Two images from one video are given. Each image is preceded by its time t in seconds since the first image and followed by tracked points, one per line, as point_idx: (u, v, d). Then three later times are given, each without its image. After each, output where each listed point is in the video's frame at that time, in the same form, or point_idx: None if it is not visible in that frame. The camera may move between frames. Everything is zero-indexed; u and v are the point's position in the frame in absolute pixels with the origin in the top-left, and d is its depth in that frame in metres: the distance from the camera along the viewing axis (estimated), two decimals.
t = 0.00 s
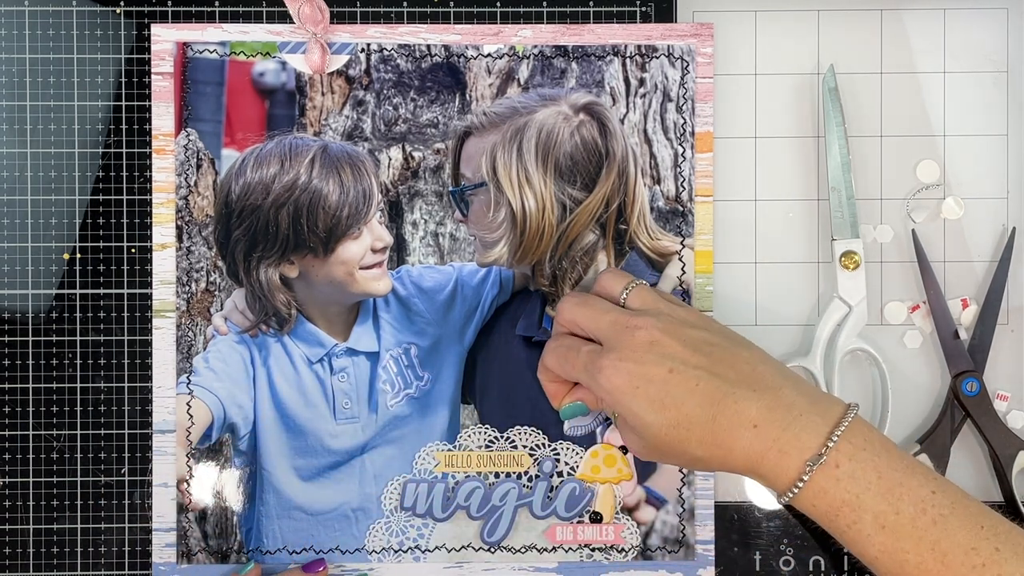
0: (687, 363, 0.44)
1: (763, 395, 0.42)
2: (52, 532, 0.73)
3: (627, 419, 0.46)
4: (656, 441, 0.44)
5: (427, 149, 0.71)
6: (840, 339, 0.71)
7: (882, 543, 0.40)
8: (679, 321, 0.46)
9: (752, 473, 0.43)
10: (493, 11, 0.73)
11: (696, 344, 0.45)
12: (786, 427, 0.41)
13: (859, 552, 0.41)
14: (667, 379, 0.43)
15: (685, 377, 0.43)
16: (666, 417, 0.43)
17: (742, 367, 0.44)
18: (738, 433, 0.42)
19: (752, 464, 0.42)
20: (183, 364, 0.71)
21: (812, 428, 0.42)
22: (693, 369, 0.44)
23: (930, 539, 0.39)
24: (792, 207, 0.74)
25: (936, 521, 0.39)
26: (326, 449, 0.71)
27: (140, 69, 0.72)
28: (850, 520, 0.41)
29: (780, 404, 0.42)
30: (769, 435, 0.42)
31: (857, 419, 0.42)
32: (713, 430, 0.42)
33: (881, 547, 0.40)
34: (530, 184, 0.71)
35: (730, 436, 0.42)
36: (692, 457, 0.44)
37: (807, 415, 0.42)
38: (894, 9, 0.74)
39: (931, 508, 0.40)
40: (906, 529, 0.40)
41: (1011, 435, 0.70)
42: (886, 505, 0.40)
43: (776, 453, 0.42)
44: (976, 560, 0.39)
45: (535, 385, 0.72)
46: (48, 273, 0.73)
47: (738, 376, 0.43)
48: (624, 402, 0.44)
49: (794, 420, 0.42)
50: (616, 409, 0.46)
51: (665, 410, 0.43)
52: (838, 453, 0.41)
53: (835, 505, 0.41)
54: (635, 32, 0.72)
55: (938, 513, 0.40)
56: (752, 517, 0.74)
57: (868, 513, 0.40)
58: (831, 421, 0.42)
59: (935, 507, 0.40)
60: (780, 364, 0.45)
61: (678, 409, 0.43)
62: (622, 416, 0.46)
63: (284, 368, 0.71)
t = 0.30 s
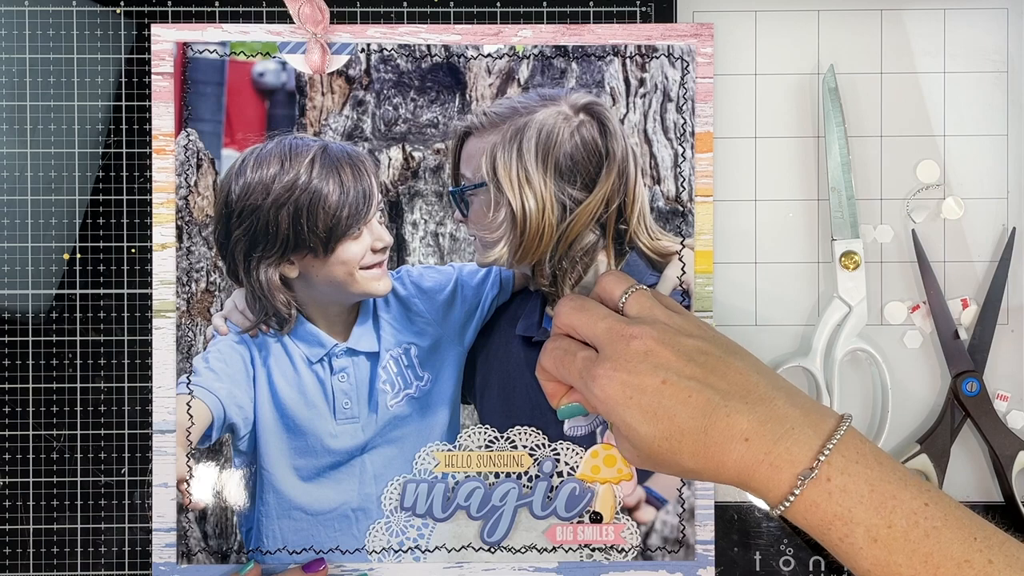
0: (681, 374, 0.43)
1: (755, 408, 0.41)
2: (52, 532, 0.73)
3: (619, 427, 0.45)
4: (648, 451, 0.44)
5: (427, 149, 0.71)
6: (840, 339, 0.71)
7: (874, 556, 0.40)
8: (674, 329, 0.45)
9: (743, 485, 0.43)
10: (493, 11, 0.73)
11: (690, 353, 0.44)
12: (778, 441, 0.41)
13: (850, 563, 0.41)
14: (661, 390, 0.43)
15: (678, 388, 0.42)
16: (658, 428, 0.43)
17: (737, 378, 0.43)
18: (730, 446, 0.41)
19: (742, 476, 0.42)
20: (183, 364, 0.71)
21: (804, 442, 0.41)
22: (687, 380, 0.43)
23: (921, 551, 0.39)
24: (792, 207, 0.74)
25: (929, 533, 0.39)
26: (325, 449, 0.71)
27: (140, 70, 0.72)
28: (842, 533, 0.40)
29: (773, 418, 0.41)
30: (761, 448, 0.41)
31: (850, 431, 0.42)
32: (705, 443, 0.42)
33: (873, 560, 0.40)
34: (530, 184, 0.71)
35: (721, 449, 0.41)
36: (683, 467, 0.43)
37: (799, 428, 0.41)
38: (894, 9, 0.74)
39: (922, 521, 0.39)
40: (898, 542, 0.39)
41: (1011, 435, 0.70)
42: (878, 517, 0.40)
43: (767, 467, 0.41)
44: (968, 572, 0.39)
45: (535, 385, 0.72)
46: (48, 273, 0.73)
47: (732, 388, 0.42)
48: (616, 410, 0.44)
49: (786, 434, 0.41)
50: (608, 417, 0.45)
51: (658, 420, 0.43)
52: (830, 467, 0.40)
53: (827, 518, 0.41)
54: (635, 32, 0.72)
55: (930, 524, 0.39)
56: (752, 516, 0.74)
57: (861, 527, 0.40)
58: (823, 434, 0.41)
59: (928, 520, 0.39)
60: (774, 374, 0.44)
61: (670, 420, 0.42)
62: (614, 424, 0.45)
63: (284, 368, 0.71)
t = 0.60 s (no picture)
0: (675, 382, 0.43)
1: (748, 419, 0.41)
2: (52, 532, 0.73)
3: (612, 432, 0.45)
4: (641, 457, 0.44)
5: (427, 149, 0.71)
6: (840, 339, 0.71)
7: (864, 569, 0.40)
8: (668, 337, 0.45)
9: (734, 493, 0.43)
10: (493, 11, 0.73)
11: (683, 361, 0.44)
12: (769, 452, 0.41)
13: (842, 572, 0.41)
14: (653, 398, 0.42)
15: (671, 397, 0.42)
16: (651, 435, 0.43)
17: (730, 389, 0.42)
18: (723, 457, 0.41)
19: (734, 486, 0.42)
20: (183, 365, 0.71)
21: (796, 454, 0.41)
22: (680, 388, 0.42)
23: (912, 565, 0.39)
24: (792, 207, 0.74)
25: (920, 547, 0.39)
26: (325, 449, 0.71)
27: (140, 70, 0.72)
28: (833, 545, 0.40)
29: (764, 429, 0.41)
30: (752, 459, 0.41)
31: (842, 442, 0.41)
32: (696, 452, 0.42)
33: (863, 572, 0.40)
34: (530, 184, 0.71)
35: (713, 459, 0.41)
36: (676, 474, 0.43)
37: (791, 439, 0.41)
38: (894, 9, 0.74)
39: (914, 534, 0.39)
40: (888, 556, 0.39)
41: (1011, 435, 0.70)
42: (869, 531, 0.40)
43: (758, 477, 0.41)
44: None
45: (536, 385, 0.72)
46: (49, 273, 0.73)
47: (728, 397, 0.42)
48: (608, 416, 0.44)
49: (778, 445, 0.41)
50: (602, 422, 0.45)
51: (650, 428, 0.43)
52: (822, 480, 0.40)
53: (818, 530, 0.41)
54: (635, 32, 0.72)
55: (921, 538, 0.39)
56: (752, 516, 0.74)
57: (850, 540, 0.40)
58: (815, 446, 0.41)
59: (919, 533, 0.39)
60: (768, 383, 0.44)
61: (663, 428, 0.42)
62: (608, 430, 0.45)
63: (284, 368, 0.71)
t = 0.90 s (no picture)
0: (740, 360, 0.43)
1: (814, 400, 0.42)
2: (52, 532, 0.73)
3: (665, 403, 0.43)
4: (693, 431, 0.42)
5: (427, 149, 0.71)
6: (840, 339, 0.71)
7: (925, 560, 0.42)
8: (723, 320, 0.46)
9: (789, 477, 0.43)
10: (493, 11, 0.73)
11: (745, 342, 0.44)
12: (834, 435, 0.42)
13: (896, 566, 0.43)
14: (719, 370, 0.42)
15: (736, 371, 0.42)
16: (711, 408, 0.42)
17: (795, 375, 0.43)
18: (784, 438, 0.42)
19: (796, 468, 0.43)
20: (183, 365, 0.71)
21: (858, 441, 0.43)
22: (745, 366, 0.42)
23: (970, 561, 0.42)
24: (792, 207, 0.74)
25: (974, 544, 0.42)
26: (325, 449, 0.71)
27: (140, 70, 0.72)
28: (895, 535, 0.42)
29: (829, 412, 0.43)
30: (817, 441, 0.42)
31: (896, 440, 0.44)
32: (762, 431, 0.41)
33: (923, 564, 0.42)
34: (530, 184, 0.71)
35: (777, 438, 0.42)
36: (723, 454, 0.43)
37: (851, 427, 0.43)
38: (894, 9, 0.74)
39: (971, 532, 0.42)
40: (949, 549, 0.42)
41: (1011, 435, 0.70)
42: (931, 521, 0.42)
43: (820, 460, 0.42)
44: None
45: (536, 385, 0.72)
46: (48, 273, 0.73)
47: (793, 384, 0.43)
48: (667, 383, 0.42)
49: (840, 431, 0.43)
50: (654, 395, 0.43)
51: (714, 399, 0.42)
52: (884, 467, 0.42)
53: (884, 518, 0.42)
54: (635, 32, 0.72)
55: (976, 536, 0.42)
56: (752, 517, 0.74)
57: (914, 529, 0.42)
58: (874, 437, 0.43)
59: (975, 531, 0.42)
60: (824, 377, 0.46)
61: (727, 402, 0.41)
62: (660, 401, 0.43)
63: (284, 368, 0.71)
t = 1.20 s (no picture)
0: (808, 558, 0.51)
1: None
2: (52, 532, 0.73)
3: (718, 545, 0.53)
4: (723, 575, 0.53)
5: (427, 149, 0.71)
6: (840, 339, 0.71)
7: None
8: (823, 510, 0.54)
9: None
10: (493, 11, 0.73)
11: (825, 543, 0.52)
12: None
13: None
14: (783, 560, 0.50)
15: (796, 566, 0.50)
16: None
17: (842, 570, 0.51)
18: None
19: None
20: (183, 365, 0.71)
21: None
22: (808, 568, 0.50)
23: None
24: (792, 207, 0.74)
25: None
26: (325, 449, 0.71)
27: (139, 69, 0.72)
28: None
29: None
30: None
31: None
32: None
33: None
34: (530, 184, 0.71)
35: None
36: None
37: None
38: (894, 9, 0.74)
39: None
40: None
41: (1011, 435, 0.70)
42: None
43: None
44: None
45: (536, 385, 0.72)
46: (48, 273, 0.73)
47: None
48: (738, 534, 0.52)
49: None
50: (722, 534, 0.53)
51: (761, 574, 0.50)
52: None
53: None
54: (635, 32, 0.72)
55: None
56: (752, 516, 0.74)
57: None
58: None
59: None
60: None
61: None
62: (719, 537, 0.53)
63: (284, 368, 0.71)
